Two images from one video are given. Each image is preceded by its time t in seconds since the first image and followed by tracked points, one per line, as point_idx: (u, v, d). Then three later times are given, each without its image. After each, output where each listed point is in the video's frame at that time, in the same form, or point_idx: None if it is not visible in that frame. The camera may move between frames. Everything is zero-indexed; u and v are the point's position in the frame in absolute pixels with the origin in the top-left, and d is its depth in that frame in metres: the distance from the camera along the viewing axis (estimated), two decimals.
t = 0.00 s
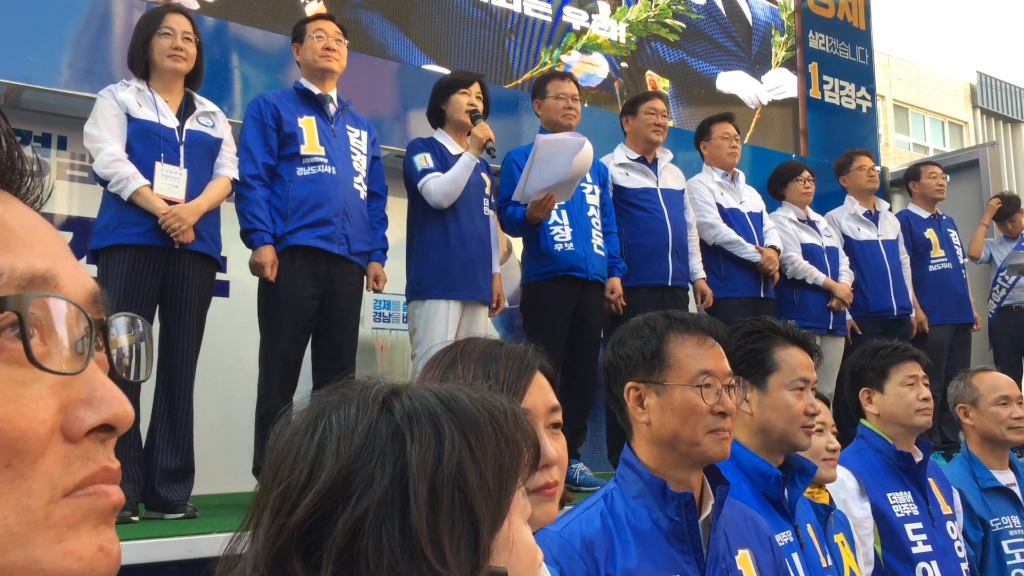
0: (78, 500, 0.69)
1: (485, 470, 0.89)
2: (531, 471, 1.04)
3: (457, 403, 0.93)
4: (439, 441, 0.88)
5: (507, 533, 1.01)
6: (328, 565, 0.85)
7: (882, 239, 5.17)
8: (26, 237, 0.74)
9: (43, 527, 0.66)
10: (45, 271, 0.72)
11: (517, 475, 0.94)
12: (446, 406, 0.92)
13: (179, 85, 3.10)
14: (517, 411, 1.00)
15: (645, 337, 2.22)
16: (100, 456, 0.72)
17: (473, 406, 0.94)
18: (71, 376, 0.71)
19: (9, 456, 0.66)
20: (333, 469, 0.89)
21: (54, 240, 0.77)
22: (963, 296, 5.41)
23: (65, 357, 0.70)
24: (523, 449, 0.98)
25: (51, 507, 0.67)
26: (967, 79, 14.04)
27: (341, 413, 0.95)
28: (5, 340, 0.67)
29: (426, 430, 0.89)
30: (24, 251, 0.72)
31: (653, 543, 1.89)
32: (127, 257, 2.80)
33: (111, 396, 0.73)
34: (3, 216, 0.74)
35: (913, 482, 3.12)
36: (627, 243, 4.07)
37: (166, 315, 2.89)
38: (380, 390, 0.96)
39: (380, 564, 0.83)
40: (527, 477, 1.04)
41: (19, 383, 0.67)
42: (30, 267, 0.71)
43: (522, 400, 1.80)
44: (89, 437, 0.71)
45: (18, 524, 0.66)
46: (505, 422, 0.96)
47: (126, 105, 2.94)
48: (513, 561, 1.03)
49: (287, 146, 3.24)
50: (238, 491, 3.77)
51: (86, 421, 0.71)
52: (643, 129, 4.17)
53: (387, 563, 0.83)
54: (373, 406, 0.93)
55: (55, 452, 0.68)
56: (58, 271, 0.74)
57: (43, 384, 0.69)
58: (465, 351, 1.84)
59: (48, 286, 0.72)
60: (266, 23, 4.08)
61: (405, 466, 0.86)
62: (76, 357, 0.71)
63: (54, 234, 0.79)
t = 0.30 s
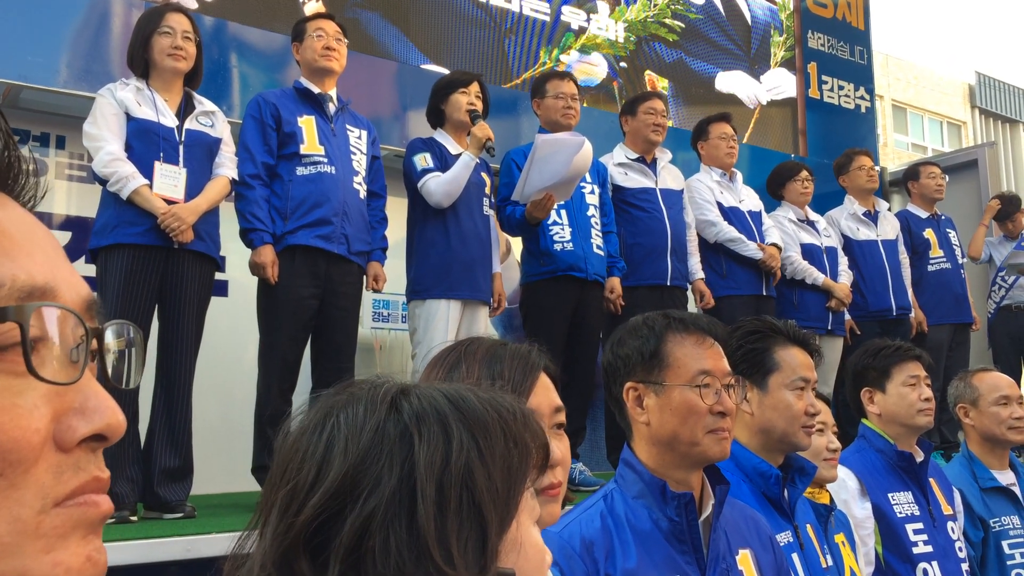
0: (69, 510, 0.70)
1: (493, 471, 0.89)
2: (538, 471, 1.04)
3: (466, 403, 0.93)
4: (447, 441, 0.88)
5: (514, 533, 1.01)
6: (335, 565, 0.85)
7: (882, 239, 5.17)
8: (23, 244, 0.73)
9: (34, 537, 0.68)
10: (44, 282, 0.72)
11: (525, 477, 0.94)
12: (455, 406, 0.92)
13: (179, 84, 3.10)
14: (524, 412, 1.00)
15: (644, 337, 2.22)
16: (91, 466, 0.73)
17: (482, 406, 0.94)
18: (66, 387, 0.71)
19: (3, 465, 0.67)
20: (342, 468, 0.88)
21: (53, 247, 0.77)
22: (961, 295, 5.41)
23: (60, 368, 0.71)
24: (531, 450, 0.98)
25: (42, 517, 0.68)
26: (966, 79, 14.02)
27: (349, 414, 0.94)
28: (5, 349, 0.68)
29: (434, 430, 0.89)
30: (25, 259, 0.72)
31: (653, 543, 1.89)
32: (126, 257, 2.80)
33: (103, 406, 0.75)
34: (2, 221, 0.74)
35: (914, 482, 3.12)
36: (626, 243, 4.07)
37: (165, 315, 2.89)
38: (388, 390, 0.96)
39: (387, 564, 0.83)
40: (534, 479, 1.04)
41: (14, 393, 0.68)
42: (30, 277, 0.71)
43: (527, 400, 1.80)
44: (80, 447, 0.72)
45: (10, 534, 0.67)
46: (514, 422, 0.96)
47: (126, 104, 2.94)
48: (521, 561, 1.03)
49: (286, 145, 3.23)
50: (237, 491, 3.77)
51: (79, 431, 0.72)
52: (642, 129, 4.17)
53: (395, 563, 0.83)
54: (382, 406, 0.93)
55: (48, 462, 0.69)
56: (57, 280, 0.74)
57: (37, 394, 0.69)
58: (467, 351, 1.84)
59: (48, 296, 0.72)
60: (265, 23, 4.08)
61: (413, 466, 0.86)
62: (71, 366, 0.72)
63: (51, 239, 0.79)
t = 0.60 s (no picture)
0: (69, 515, 0.70)
1: (517, 470, 0.88)
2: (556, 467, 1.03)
3: (485, 402, 0.92)
4: (470, 442, 0.87)
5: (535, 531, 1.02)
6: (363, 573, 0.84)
7: (882, 238, 5.17)
8: (27, 241, 0.72)
9: (34, 542, 0.68)
10: (49, 284, 0.72)
11: (546, 474, 0.93)
12: (475, 405, 0.91)
13: (180, 81, 3.09)
14: (541, 407, 1.00)
15: (652, 336, 2.22)
16: (92, 470, 0.73)
17: (500, 404, 0.93)
18: (68, 390, 0.71)
19: (4, 470, 0.66)
20: (365, 475, 0.87)
21: (58, 245, 0.77)
22: (961, 295, 5.41)
23: (63, 369, 0.71)
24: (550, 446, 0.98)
25: (42, 523, 0.68)
26: (965, 78, 14.03)
27: (368, 417, 0.93)
28: (8, 352, 0.67)
29: (457, 431, 0.88)
30: (31, 258, 0.72)
31: (660, 542, 1.89)
32: (127, 254, 2.79)
33: (105, 408, 0.74)
34: (7, 217, 0.73)
35: (918, 483, 3.12)
36: (627, 242, 4.07)
37: (165, 312, 2.88)
38: (405, 391, 0.95)
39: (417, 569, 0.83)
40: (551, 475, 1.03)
41: (17, 396, 0.68)
42: (36, 278, 0.71)
43: (540, 397, 1.79)
44: (82, 450, 0.72)
45: (10, 539, 0.67)
46: (533, 419, 0.95)
47: (126, 101, 2.93)
48: (544, 560, 1.03)
49: (288, 142, 3.22)
50: (237, 489, 3.76)
51: (81, 434, 0.71)
52: (643, 128, 4.17)
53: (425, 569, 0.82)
54: (401, 408, 0.92)
55: (49, 466, 0.69)
56: (62, 280, 0.73)
57: (40, 396, 0.69)
58: (478, 349, 1.83)
59: (53, 297, 0.72)
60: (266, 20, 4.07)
61: (438, 469, 0.85)
62: (74, 367, 0.72)
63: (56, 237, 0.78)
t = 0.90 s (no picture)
0: (44, 513, 0.70)
1: (523, 472, 0.86)
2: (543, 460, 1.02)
3: (485, 401, 0.89)
4: (478, 447, 0.84)
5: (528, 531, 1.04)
6: None
7: (859, 237, 5.22)
8: (7, 232, 0.71)
9: (8, 540, 0.67)
10: (30, 276, 0.71)
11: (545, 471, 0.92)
12: (477, 407, 0.87)
13: (159, 72, 3.06)
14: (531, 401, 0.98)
15: (630, 333, 2.23)
16: (69, 467, 0.72)
17: (500, 402, 0.90)
18: (47, 385, 0.70)
19: None
20: (371, 489, 0.82)
21: (38, 235, 0.76)
22: (937, 294, 5.47)
23: (41, 363, 0.70)
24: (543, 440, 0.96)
25: (17, 520, 0.68)
26: (940, 80, 14.17)
27: (366, 424, 0.88)
28: None
29: (464, 437, 0.84)
30: (12, 248, 0.71)
31: (642, 537, 1.90)
32: (104, 246, 2.76)
33: (83, 403, 0.73)
34: None
35: (894, 479, 3.15)
36: (607, 238, 4.08)
37: (142, 305, 2.85)
38: (401, 394, 0.90)
39: None
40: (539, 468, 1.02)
41: None
42: (15, 270, 0.70)
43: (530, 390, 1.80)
44: (60, 446, 0.71)
45: None
46: (530, 415, 0.92)
47: (105, 91, 2.88)
48: (547, 558, 1.09)
49: (268, 135, 3.20)
50: (213, 484, 3.74)
51: (59, 430, 0.71)
52: (625, 124, 4.18)
53: None
54: (400, 412, 0.87)
55: (26, 462, 0.68)
56: (42, 271, 0.72)
57: (18, 390, 0.68)
58: (465, 343, 1.83)
59: (33, 289, 0.71)
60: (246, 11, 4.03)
61: (449, 479, 0.82)
62: (53, 361, 0.71)
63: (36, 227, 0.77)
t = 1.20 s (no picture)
0: None
1: (504, 470, 0.85)
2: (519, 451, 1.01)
3: (465, 397, 0.87)
4: (457, 446, 0.82)
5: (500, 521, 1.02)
6: None
7: (816, 236, 5.30)
8: None
9: None
10: None
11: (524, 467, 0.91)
12: (456, 403, 0.85)
13: (114, 60, 3.00)
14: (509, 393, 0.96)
15: (590, 329, 2.23)
16: (19, 466, 0.71)
17: (479, 397, 0.88)
18: None
19: None
20: (349, 490, 0.80)
21: None
22: (891, 293, 5.57)
23: None
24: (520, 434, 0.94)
25: None
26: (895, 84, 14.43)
27: (342, 421, 0.85)
28: None
29: (445, 436, 0.82)
30: None
31: (604, 534, 1.90)
32: (56, 237, 2.70)
33: (35, 401, 0.72)
34: None
35: (849, 475, 3.20)
36: (569, 235, 4.09)
37: (96, 298, 2.78)
38: (377, 390, 0.87)
39: None
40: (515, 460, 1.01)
41: None
42: None
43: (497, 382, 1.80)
44: (9, 443, 0.70)
45: None
46: (509, 410, 0.91)
47: (58, 79, 2.81)
48: (524, 555, 1.10)
49: (226, 125, 3.15)
50: (167, 480, 3.68)
51: (8, 428, 0.70)
52: (585, 121, 4.19)
53: None
54: (378, 409, 0.84)
55: None
56: None
57: None
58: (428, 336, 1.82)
59: None
60: None
61: (428, 479, 0.80)
62: (4, 357, 0.69)
63: None
